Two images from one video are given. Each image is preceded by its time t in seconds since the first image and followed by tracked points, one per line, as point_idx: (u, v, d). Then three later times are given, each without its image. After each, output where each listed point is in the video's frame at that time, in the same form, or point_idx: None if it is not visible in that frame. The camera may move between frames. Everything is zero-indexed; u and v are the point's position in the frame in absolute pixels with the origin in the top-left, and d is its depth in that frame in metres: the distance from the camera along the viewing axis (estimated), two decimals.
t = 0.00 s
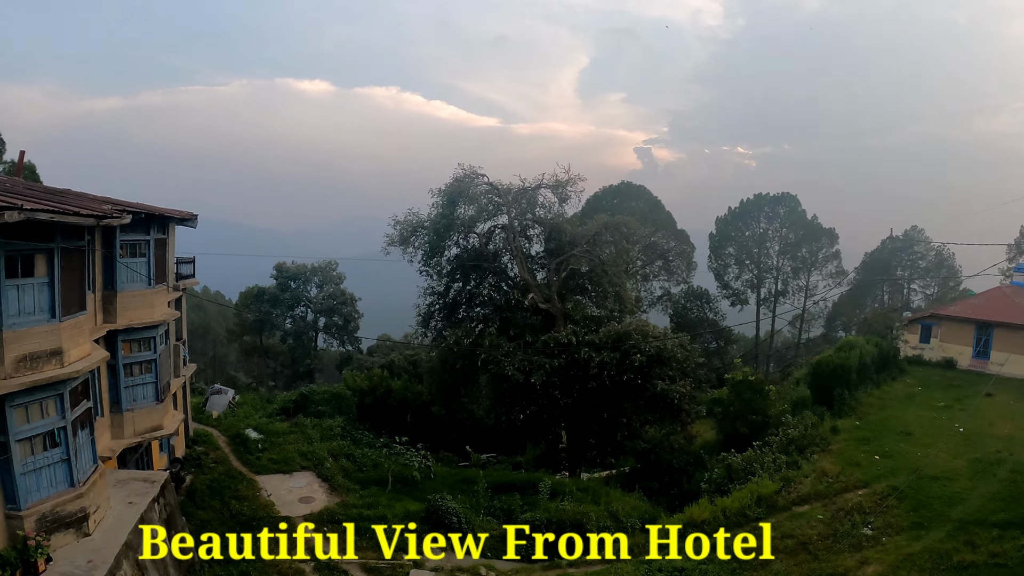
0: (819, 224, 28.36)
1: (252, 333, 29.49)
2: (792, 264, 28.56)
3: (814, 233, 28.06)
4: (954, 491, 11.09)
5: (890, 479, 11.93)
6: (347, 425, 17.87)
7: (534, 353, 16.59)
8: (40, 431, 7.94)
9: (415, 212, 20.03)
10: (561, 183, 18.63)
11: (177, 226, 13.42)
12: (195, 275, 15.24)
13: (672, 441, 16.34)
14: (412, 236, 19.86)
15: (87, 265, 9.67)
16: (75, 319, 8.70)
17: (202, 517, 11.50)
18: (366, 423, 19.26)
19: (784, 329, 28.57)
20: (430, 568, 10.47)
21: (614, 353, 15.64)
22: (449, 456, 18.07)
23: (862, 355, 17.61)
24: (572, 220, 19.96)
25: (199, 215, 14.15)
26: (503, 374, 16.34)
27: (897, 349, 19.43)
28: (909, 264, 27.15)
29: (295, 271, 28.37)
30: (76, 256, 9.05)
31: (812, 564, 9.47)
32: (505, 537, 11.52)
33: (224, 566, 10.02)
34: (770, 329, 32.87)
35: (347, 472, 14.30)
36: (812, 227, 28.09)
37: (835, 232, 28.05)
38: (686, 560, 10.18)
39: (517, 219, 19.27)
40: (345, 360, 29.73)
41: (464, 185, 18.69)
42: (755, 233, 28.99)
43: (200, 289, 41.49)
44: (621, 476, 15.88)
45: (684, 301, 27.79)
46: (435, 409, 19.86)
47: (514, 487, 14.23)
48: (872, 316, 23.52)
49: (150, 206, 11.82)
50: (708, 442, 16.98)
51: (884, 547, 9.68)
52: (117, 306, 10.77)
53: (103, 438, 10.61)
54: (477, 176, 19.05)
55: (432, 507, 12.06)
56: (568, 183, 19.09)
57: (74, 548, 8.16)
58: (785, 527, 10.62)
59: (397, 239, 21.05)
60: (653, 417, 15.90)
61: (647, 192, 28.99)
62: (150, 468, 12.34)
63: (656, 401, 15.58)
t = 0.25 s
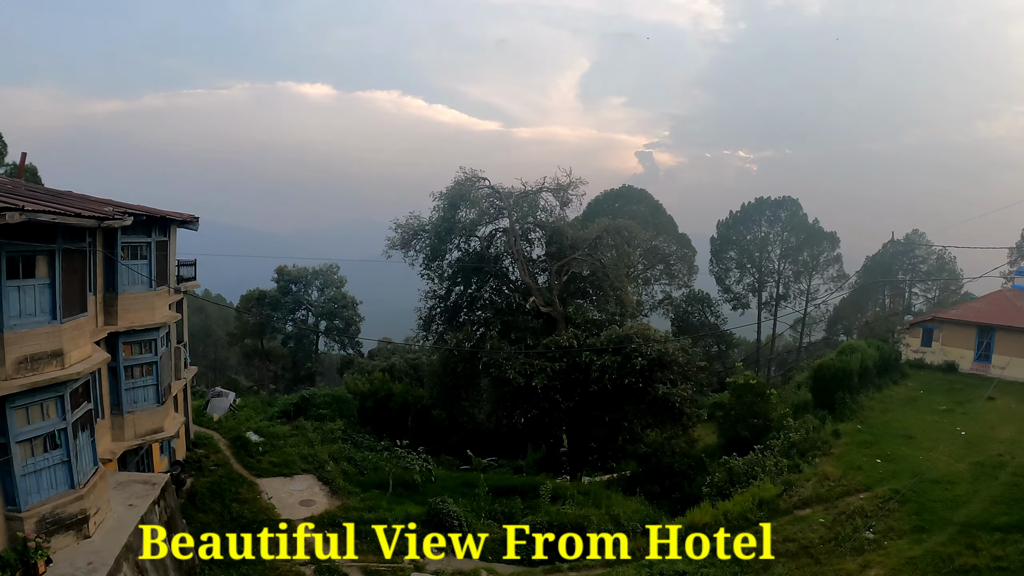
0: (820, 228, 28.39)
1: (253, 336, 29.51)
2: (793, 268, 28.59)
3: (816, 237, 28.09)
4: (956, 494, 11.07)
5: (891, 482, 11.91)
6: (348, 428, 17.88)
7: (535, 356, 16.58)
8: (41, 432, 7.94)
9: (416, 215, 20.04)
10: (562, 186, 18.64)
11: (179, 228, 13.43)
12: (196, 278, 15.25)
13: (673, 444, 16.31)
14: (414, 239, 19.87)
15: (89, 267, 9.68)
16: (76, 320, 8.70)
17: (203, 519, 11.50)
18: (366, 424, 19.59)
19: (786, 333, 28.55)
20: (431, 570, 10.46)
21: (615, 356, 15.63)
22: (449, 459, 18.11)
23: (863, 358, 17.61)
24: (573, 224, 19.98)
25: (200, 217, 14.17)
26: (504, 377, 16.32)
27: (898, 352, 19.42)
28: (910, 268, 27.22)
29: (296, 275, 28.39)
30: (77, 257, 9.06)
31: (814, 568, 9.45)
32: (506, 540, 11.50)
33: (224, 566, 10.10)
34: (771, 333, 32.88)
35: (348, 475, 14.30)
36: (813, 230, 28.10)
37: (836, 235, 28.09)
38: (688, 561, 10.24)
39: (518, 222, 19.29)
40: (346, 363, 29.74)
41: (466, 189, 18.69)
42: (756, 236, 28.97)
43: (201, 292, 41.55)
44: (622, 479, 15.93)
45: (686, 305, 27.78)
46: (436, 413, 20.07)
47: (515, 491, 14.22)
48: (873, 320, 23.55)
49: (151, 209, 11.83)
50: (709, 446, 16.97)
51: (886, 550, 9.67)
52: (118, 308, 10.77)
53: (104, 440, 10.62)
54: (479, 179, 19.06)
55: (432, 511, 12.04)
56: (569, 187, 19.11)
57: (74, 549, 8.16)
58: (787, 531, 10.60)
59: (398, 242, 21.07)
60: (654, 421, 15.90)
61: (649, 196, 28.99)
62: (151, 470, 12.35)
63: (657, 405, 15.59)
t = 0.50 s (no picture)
0: (822, 231, 28.39)
1: (254, 338, 29.53)
2: (795, 270, 28.59)
3: (817, 240, 28.10)
4: (957, 497, 11.05)
5: (893, 485, 11.89)
6: (349, 430, 17.87)
7: (537, 358, 16.57)
8: (41, 434, 7.95)
9: (418, 217, 20.06)
10: (564, 189, 18.65)
11: (180, 230, 13.45)
12: (197, 279, 15.27)
13: (675, 446, 16.19)
14: (415, 241, 19.88)
15: (90, 269, 9.69)
16: (77, 322, 8.70)
17: (203, 521, 11.50)
18: (368, 427, 19.60)
19: (787, 336, 28.52)
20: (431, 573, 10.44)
21: (616, 359, 15.61)
22: (450, 462, 18.13)
23: (865, 361, 17.59)
24: (574, 226, 19.99)
25: (201, 219, 14.18)
26: (506, 380, 16.31)
27: (900, 355, 19.39)
28: (912, 270, 27.25)
29: (298, 277, 28.40)
30: (78, 259, 9.07)
31: (814, 571, 9.43)
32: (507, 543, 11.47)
33: (224, 565, 10.15)
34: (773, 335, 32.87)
35: (349, 478, 14.28)
36: (815, 233, 28.09)
37: (838, 238, 28.10)
38: (690, 563, 10.25)
39: (519, 225, 19.31)
40: (347, 365, 29.75)
41: (467, 191, 18.70)
42: (758, 239, 28.95)
43: (203, 294, 41.60)
44: (623, 482, 15.86)
45: (687, 308, 27.75)
46: (436, 415, 20.10)
47: (515, 494, 14.19)
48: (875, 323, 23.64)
49: (153, 211, 11.85)
50: (710, 448, 16.95)
51: (887, 554, 9.64)
52: (119, 310, 10.77)
53: (105, 442, 10.61)
54: (480, 182, 19.07)
55: (433, 513, 12.03)
56: (571, 190, 19.12)
57: (75, 551, 8.15)
58: (788, 534, 10.57)
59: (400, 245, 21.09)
60: (655, 423, 15.91)
61: (650, 199, 28.99)
62: (151, 472, 12.35)
63: (658, 407, 15.59)
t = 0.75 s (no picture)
0: (822, 232, 28.38)
1: (255, 339, 29.52)
2: (795, 272, 28.59)
3: (818, 241, 28.09)
4: (957, 500, 11.05)
5: (893, 488, 11.90)
6: (349, 432, 17.87)
7: (537, 361, 16.55)
8: (43, 438, 7.96)
9: (419, 219, 20.07)
10: (564, 191, 18.64)
11: (181, 234, 13.46)
12: (198, 282, 15.27)
13: (675, 449, 16.39)
14: (416, 244, 19.90)
15: (91, 273, 9.69)
16: (78, 326, 8.71)
17: (204, 524, 11.50)
18: (369, 429, 19.52)
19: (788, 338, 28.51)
20: None
21: (616, 361, 15.59)
22: (451, 464, 18.18)
23: (865, 363, 17.59)
24: (575, 228, 19.99)
25: (202, 222, 14.19)
26: (506, 382, 16.30)
27: (900, 357, 19.38)
28: (913, 272, 27.22)
29: (298, 278, 28.41)
30: (80, 264, 9.07)
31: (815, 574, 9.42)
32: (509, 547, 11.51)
33: (224, 566, 10.19)
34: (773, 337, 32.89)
35: (349, 480, 14.28)
36: (815, 235, 28.09)
37: (838, 239, 28.08)
38: (690, 565, 10.25)
39: (520, 227, 19.31)
40: (348, 366, 29.76)
41: (467, 194, 18.70)
42: (758, 240, 28.94)
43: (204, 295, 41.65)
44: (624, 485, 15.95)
45: (688, 309, 27.72)
46: (437, 417, 20.15)
47: (516, 496, 14.18)
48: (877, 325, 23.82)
49: (153, 214, 11.86)
50: (711, 450, 16.96)
51: (887, 557, 9.64)
52: (120, 313, 10.78)
53: (105, 445, 10.62)
54: (481, 184, 19.09)
55: (433, 516, 12.00)
56: (571, 192, 19.11)
57: (76, 554, 8.16)
58: (788, 537, 10.57)
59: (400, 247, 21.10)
60: (656, 426, 15.91)
61: (650, 200, 29.00)
62: (152, 474, 12.35)
63: (659, 410, 15.59)
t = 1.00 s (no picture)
0: (823, 234, 28.37)
1: (255, 340, 29.51)
2: (795, 273, 28.60)
3: (818, 243, 28.09)
4: (957, 502, 11.05)
5: (893, 490, 11.90)
6: (349, 433, 17.88)
7: (537, 362, 16.53)
8: (44, 441, 7.95)
9: (419, 221, 20.08)
10: (564, 193, 18.63)
11: (181, 235, 13.46)
12: (198, 283, 15.27)
13: (675, 451, 16.50)
14: (416, 245, 19.91)
15: (91, 275, 9.69)
16: (78, 329, 8.70)
17: (205, 525, 11.50)
18: (370, 430, 19.57)
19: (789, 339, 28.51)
20: None
21: (617, 363, 15.58)
22: (451, 465, 18.26)
23: (865, 364, 17.58)
24: (575, 229, 19.99)
25: (202, 224, 14.19)
26: (506, 384, 16.29)
27: (900, 358, 19.38)
28: (913, 273, 27.22)
29: (299, 279, 28.40)
30: (80, 266, 9.07)
31: None
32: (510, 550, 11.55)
33: (224, 567, 10.19)
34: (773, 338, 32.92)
35: (349, 481, 14.29)
36: (816, 236, 28.08)
37: (839, 241, 28.09)
38: (690, 567, 10.25)
39: (520, 228, 19.30)
40: (348, 367, 29.78)
41: (468, 195, 18.70)
42: (758, 242, 28.94)
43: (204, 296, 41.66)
44: (625, 487, 16.11)
45: (688, 310, 27.70)
46: (437, 418, 20.18)
47: (517, 498, 14.17)
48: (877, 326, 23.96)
49: (154, 216, 11.86)
50: (711, 452, 16.97)
51: (887, 559, 9.64)
52: (120, 315, 10.78)
53: (106, 447, 10.62)
54: (481, 185, 19.08)
55: (433, 518, 11.99)
56: (571, 193, 19.11)
57: (77, 557, 8.16)
58: (788, 539, 10.57)
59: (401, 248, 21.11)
60: (656, 427, 15.92)
61: (651, 201, 29.02)
62: (152, 476, 12.35)
63: (659, 411, 15.60)
